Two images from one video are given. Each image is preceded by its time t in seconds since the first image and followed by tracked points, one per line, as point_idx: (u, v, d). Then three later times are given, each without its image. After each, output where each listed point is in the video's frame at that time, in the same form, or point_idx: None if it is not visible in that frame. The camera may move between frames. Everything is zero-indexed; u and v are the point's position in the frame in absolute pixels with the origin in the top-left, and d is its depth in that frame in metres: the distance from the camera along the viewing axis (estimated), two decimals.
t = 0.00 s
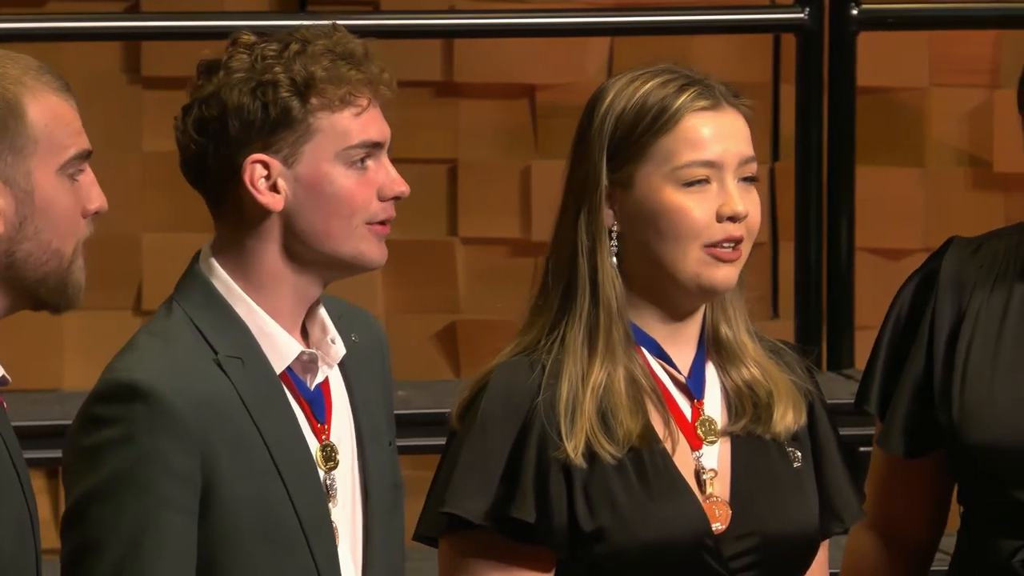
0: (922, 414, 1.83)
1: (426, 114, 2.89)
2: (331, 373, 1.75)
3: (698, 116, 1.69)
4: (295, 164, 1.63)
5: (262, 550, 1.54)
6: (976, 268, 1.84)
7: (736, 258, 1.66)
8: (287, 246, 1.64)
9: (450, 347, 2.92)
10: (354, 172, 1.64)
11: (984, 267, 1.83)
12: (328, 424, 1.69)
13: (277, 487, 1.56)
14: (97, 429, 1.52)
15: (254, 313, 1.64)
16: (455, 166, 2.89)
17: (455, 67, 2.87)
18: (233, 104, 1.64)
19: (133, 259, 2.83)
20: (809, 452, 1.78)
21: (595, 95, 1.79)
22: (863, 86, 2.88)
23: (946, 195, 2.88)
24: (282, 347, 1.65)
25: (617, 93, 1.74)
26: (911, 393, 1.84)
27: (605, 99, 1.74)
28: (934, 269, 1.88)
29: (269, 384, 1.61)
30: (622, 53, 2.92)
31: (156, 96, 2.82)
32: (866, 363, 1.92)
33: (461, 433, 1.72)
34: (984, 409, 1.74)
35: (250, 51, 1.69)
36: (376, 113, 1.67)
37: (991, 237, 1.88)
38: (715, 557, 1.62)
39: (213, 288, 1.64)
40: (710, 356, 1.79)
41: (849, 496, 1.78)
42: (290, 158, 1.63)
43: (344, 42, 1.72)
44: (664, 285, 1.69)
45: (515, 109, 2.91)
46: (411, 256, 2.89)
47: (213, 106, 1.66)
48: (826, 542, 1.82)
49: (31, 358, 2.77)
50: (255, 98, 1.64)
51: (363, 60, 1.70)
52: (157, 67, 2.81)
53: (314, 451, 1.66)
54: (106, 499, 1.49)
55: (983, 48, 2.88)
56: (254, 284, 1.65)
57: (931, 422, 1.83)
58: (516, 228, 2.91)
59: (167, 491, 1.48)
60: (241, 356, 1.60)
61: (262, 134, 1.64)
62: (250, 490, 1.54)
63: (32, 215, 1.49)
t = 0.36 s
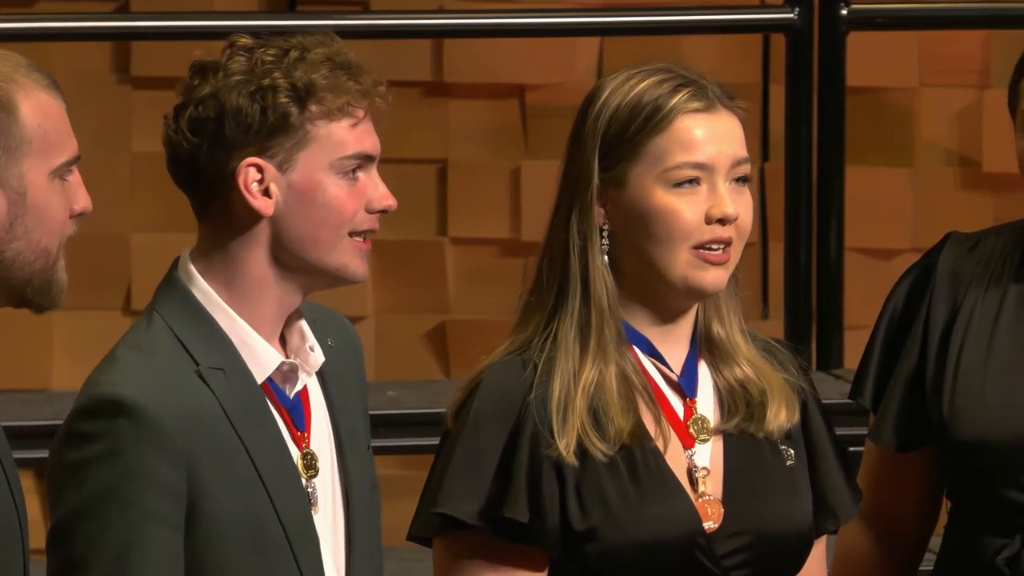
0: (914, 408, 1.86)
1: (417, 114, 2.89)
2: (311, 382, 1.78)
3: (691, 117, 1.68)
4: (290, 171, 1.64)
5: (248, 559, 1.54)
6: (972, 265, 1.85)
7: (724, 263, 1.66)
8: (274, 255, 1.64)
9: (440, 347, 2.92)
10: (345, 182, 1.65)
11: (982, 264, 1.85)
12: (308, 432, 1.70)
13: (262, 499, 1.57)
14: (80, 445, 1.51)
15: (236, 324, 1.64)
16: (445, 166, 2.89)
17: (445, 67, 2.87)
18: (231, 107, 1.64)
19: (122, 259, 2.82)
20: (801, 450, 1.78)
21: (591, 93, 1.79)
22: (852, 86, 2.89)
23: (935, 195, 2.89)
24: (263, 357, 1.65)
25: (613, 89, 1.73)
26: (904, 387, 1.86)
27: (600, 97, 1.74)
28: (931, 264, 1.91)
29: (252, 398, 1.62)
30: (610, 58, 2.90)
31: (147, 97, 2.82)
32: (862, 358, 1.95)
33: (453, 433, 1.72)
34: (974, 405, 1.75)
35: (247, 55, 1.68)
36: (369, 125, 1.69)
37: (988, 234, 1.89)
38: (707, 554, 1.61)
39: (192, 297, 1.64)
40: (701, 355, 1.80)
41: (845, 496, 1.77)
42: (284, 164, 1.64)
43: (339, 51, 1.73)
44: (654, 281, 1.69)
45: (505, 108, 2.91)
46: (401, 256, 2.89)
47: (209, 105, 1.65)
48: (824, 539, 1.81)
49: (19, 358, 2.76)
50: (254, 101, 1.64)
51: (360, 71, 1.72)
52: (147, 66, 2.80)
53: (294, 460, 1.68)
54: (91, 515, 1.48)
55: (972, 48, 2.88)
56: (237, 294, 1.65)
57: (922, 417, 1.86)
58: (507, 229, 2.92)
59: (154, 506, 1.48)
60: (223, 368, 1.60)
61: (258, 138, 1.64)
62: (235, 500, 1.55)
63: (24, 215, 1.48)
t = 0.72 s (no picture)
0: (905, 408, 1.89)
1: (405, 114, 2.88)
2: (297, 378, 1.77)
3: (689, 116, 1.68)
4: (268, 163, 1.64)
5: (234, 557, 1.53)
6: (963, 265, 1.90)
7: (728, 261, 1.66)
8: (257, 249, 1.64)
9: (430, 347, 2.91)
10: (324, 173, 1.66)
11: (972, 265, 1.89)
12: (294, 429, 1.70)
13: (248, 496, 1.56)
14: (67, 442, 1.51)
15: (221, 319, 1.64)
16: (435, 166, 2.89)
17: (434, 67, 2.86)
18: (207, 102, 1.63)
19: (111, 259, 2.81)
20: (799, 452, 1.78)
21: (588, 95, 1.79)
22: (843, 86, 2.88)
23: (925, 195, 2.89)
24: (249, 353, 1.64)
25: (609, 92, 1.74)
26: (894, 388, 1.89)
27: (596, 100, 1.75)
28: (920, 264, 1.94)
29: (238, 392, 1.61)
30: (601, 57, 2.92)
31: (137, 97, 2.82)
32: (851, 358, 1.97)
33: (451, 433, 1.72)
34: (966, 405, 1.79)
35: (221, 50, 1.68)
36: (345, 115, 1.69)
37: (977, 236, 1.94)
38: (702, 557, 1.61)
39: (178, 293, 1.63)
40: (700, 355, 1.80)
41: (843, 499, 1.77)
42: (262, 158, 1.64)
43: (313, 43, 1.73)
44: (653, 280, 1.69)
45: (494, 108, 2.90)
46: (392, 255, 2.89)
47: (184, 102, 1.65)
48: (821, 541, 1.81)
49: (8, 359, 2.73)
50: (229, 96, 1.64)
51: (336, 62, 1.72)
52: (137, 67, 2.81)
53: (280, 456, 1.67)
54: (78, 513, 1.47)
55: (961, 48, 2.89)
56: (220, 287, 1.65)
57: (913, 416, 1.89)
58: (496, 229, 2.91)
59: (140, 503, 1.47)
60: (210, 363, 1.59)
61: (235, 132, 1.63)
62: (222, 498, 1.54)
63: (17, 218, 1.47)
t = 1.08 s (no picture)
0: (894, 411, 1.94)
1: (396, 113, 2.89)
2: (275, 382, 1.77)
3: (691, 114, 1.69)
4: (256, 165, 1.63)
5: (215, 557, 1.52)
6: (946, 267, 1.94)
7: (727, 268, 1.66)
8: (244, 251, 1.64)
9: (420, 347, 2.91)
10: (311, 172, 1.66)
11: (954, 267, 1.94)
12: (275, 432, 1.70)
13: (231, 497, 1.56)
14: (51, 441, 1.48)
15: (205, 320, 1.63)
16: (424, 166, 2.89)
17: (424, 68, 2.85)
18: (192, 106, 1.62)
19: (100, 259, 2.82)
20: (800, 455, 1.78)
21: (588, 97, 1.79)
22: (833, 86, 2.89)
23: (915, 195, 2.90)
24: (230, 353, 1.64)
25: (612, 92, 1.74)
26: (885, 390, 1.93)
27: (598, 100, 1.75)
28: (903, 264, 1.98)
29: (219, 391, 1.60)
30: (590, 58, 2.91)
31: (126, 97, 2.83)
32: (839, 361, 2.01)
33: (451, 433, 1.72)
34: (959, 409, 1.83)
35: (201, 51, 1.67)
36: (328, 114, 1.70)
37: (957, 238, 1.98)
38: (701, 560, 1.61)
39: (160, 292, 1.62)
40: (702, 359, 1.80)
41: (843, 500, 1.77)
42: (250, 160, 1.63)
43: (292, 41, 1.73)
44: (657, 285, 1.69)
45: (485, 109, 2.90)
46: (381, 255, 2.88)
47: (168, 105, 1.63)
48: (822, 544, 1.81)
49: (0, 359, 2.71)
50: (215, 99, 1.62)
51: (317, 61, 1.72)
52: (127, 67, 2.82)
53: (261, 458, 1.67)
54: (61, 512, 1.45)
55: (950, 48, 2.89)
56: (203, 287, 1.64)
57: (903, 419, 1.93)
58: (487, 228, 2.90)
59: (125, 503, 1.46)
60: (193, 364, 1.59)
61: (221, 136, 1.62)
62: (204, 498, 1.53)
63: None
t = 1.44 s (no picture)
0: (877, 422, 1.92)
1: (384, 113, 2.89)
2: (261, 386, 1.77)
3: (677, 115, 1.68)
4: (242, 168, 1.63)
5: (201, 563, 1.52)
6: (921, 271, 1.94)
7: (719, 259, 1.66)
8: (228, 252, 1.63)
9: (410, 347, 2.91)
10: (296, 175, 1.66)
11: (929, 271, 1.94)
12: (260, 435, 1.69)
13: (217, 502, 1.55)
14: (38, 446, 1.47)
15: (190, 326, 1.62)
16: (414, 166, 2.88)
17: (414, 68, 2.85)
18: (179, 109, 1.61)
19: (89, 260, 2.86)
20: (795, 454, 1.78)
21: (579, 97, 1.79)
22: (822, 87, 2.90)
23: (905, 195, 2.91)
24: (217, 358, 1.64)
25: (600, 94, 1.74)
26: (868, 399, 1.92)
27: (589, 100, 1.75)
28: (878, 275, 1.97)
29: (205, 394, 1.59)
30: (579, 57, 2.90)
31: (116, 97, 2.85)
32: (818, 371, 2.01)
33: (446, 433, 1.71)
34: (941, 416, 1.83)
35: (185, 53, 1.65)
36: (312, 116, 1.70)
37: (930, 244, 1.98)
38: (698, 560, 1.61)
39: (147, 298, 1.62)
40: (697, 358, 1.79)
41: (838, 497, 1.77)
42: (236, 163, 1.63)
43: (273, 42, 1.72)
44: (651, 286, 1.68)
45: (474, 109, 2.90)
46: (371, 256, 2.88)
47: (152, 109, 1.62)
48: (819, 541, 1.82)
49: None
50: (200, 103, 1.62)
51: (300, 64, 1.72)
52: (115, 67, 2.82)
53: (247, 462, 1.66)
54: (48, 517, 1.44)
55: (938, 49, 2.90)
56: (189, 295, 1.63)
57: (885, 429, 1.92)
58: (477, 228, 2.89)
59: (112, 508, 1.45)
60: (179, 369, 1.58)
61: (207, 139, 1.62)
62: (189, 504, 1.53)
63: None
